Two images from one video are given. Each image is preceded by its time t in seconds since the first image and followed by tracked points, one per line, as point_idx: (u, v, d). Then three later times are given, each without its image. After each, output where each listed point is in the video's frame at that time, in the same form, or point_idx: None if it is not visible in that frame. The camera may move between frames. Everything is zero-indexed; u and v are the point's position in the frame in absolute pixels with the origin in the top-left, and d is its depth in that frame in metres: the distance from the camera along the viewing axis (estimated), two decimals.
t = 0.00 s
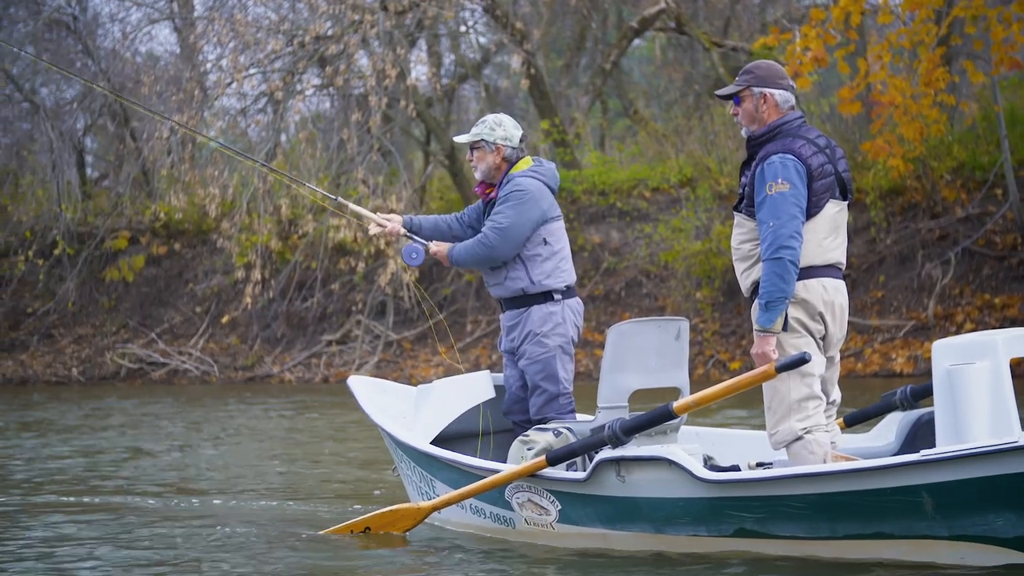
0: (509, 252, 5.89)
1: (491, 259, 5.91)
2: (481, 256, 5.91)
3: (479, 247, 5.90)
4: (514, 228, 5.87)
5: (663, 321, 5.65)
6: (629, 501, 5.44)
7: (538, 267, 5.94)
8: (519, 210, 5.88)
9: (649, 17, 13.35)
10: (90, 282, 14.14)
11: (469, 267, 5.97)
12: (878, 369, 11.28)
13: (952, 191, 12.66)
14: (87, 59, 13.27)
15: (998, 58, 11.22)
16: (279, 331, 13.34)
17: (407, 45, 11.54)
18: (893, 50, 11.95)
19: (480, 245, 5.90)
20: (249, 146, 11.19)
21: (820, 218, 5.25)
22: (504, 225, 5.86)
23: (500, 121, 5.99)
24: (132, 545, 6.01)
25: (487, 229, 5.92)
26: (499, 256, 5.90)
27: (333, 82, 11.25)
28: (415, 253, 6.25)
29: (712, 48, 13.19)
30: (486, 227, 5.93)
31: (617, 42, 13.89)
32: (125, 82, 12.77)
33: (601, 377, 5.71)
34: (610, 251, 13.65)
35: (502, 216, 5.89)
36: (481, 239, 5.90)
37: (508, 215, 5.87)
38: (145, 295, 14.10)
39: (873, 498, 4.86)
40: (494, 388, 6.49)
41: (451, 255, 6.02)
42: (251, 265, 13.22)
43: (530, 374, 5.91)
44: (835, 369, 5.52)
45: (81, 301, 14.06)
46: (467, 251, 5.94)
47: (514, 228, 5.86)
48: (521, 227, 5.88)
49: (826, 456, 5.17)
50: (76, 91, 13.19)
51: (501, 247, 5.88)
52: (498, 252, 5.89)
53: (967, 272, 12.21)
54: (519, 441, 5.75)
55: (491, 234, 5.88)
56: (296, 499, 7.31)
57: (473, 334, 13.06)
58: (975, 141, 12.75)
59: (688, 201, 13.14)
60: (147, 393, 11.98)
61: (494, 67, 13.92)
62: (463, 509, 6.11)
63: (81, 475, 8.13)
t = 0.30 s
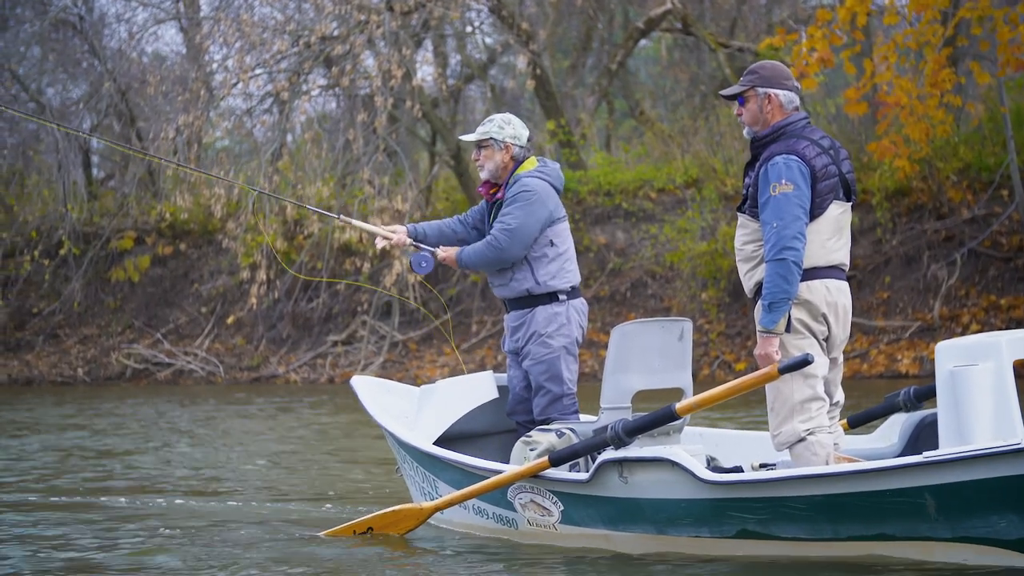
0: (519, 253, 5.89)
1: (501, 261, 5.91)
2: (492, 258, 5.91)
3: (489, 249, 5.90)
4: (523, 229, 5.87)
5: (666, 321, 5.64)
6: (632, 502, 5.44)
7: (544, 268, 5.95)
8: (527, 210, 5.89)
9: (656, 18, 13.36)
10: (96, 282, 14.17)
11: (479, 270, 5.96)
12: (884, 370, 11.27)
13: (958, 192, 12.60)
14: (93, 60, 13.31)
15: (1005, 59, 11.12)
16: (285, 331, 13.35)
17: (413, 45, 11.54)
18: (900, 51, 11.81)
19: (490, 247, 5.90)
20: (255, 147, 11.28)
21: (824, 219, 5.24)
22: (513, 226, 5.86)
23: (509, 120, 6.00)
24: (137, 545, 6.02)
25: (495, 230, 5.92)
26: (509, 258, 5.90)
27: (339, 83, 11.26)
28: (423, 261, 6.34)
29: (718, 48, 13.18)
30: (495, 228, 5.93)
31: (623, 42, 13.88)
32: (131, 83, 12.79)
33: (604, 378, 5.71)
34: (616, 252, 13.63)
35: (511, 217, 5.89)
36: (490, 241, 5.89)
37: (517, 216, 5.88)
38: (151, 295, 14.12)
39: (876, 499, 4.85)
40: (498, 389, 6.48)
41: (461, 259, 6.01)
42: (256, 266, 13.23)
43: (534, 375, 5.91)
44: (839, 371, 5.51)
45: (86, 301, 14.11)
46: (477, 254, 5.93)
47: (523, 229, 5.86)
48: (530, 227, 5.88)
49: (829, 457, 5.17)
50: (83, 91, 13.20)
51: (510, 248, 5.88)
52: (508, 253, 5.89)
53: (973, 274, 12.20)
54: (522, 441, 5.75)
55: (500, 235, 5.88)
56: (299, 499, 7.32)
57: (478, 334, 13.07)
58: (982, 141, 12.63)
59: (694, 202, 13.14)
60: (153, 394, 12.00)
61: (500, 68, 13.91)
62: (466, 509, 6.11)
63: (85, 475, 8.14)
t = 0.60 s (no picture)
0: (522, 255, 5.88)
1: (505, 263, 5.89)
2: (496, 261, 5.89)
3: (493, 252, 5.88)
4: (525, 231, 5.86)
5: (664, 322, 5.64)
6: (629, 503, 5.43)
7: (544, 269, 5.95)
8: (529, 212, 5.88)
9: (657, 19, 13.36)
10: (96, 283, 14.17)
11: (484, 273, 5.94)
12: (884, 371, 11.25)
13: (959, 194, 12.61)
14: (94, 60, 13.31)
15: (1006, 61, 11.14)
16: (285, 332, 13.36)
17: (414, 46, 11.54)
18: (900, 53, 11.85)
19: (494, 250, 5.89)
20: (256, 146, 11.31)
21: (822, 221, 5.24)
22: (516, 228, 5.85)
23: (513, 120, 6.00)
24: (134, 544, 6.02)
25: (497, 232, 5.90)
26: (513, 260, 5.88)
27: (340, 83, 11.27)
28: (427, 270, 6.27)
29: (719, 49, 13.19)
30: (497, 230, 5.91)
31: (624, 43, 13.90)
32: (132, 83, 12.80)
33: (602, 378, 5.71)
34: (616, 253, 13.64)
35: (513, 219, 5.88)
36: (493, 243, 5.87)
37: (520, 218, 5.87)
38: (151, 295, 14.11)
39: (872, 501, 4.85)
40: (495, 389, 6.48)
41: (464, 264, 5.99)
42: (257, 266, 13.22)
43: (532, 376, 5.91)
44: (836, 372, 5.51)
45: (86, 301, 14.11)
46: (481, 258, 5.92)
47: (525, 230, 5.85)
48: (532, 229, 5.87)
49: (826, 459, 5.16)
50: (84, 91, 13.19)
51: (514, 250, 5.86)
52: (511, 255, 5.87)
53: (973, 276, 12.18)
54: (519, 441, 5.75)
55: (504, 237, 5.87)
56: (296, 499, 7.31)
57: (479, 335, 13.07)
58: (983, 143, 12.66)
59: (694, 203, 13.13)
60: (153, 394, 12.00)
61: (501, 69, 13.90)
62: (463, 510, 6.10)
63: (84, 475, 8.14)
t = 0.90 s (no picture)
0: (514, 256, 5.85)
1: (497, 265, 5.85)
2: (489, 263, 5.85)
3: (486, 253, 5.85)
4: (517, 232, 5.84)
5: (653, 323, 5.64)
6: (616, 505, 5.43)
7: (534, 271, 5.93)
8: (521, 213, 5.86)
9: (650, 20, 13.42)
10: (88, 285, 14.14)
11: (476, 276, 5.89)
12: (876, 373, 11.25)
13: (951, 196, 12.60)
14: (86, 61, 13.27)
15: (998, 62, 11.22)
16: (277, 334, 13.36)
17: (406, 48, 11.52)
18: (892, 54, 11.86)
19: (486, 252, 5.85)
20: (248, 148, 11.31)
21: (811, 222, 5.23)
22: (509, 228, 5.83)
23: (506, 121, 6.00)
24: (123, 548, 6.00)
25: (490, 234, 5.87)
26: (505, 261, 5.85)
27: (332, 85, 11.26)
28: (428, 282, 6.22)
29: (712, 51, 13.21)
30: (489, 232, 5.88)
31: (617, 45, 13.93)
32: (125, 85, 12.81)
33: (590, 380, 5.70)
34: (609, 255, 13.67)
35: (505, 220, 5.85)
36: (485, 245, 5.84)
37: (512, 218, 5.84)
38: (144, 297, 14.10)
39: (859, 503, 4.85)
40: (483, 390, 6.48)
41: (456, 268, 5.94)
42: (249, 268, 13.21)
43: (522, 377, 5.90)
44: (824, 374, 5.51)
45: (78, 303, 14.09)
46: (473, 260, 5.87)
47: (518, 232, 5.83)
48: (525, 230, 5.85)
49: (814, 461, 5.16)
50: (77, 93, 13.16)
51: (506, 251, 5.83)
52: (503, 256, 5.84)
53: (966, 277, 12.15)
54: (507, 444, 5.74)
55: (496, 238, 5.83)
56: (285, 502, 7.31)
57: (471, 337, 13.06)
58: (975, 145, 12.69)
59: (686, 206, 13.13)
60: (144, 396, 11.98)
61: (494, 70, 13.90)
62: (451, 512, 6.10)
63: (73, 477, 8.13)
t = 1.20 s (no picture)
0: (513, 259, 5.82)
1: (496, 270, 5.81)
2: (491, 269, 5.80)
3: (486, 259, 5.80)
4: (513, 235, 5.81)
5: (637, 324, 5.64)
6: (602, 506, 5.42)
7: (525, 273, 5.92)
8: (515, 216, 5.83)
9: (638, 21, 13.46)
10: (77, 286, 14.15)
11: (480, 284, 5.83)
12: (864, 374, 11.27)
13: (939, 197, 12.63)
14: (75, 62, 13.24)
15: (986, 64, 11.25)
16: (266, 335, 13.35)
17: (394, 49, 11.50)
18: (880, 55, 11.86)
19: (486, 257, 5.80)
20: (237, 149, 11.30)
21: (796, 223, 5.24)
22: (507, 232, 5.80)
23: (493, 122, 5.99)
24: (107, 551, 5.98)
25: (486, 238, 5.82)
26: (505, 265, 5.81)
27: (321, 85, 11.25)
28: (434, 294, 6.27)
29: (701, 52, 13.23)
30: (485, 237, 5.83)
31: (605, 46, 13.96)
32: (113, 86, 12.81)
33: (575, 380, 5.70)
34: (598, 255, 13.70)
35: (500, 223, 5.82)
36: (484, 250, 5.80)
37: (507, 221, 5.81)
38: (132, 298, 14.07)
39: (844, 503, 4.85)
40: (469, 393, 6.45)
41: (458, 280, 5.87)
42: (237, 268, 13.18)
43: (506, 379, 5.90)
44: (809, 375, 5.50)
45: (67, 304, 14.12)
46: (474, 268, 5.82)
47: (514, 234, 5.80)
48: (519, 233, 5.82)
49: (798, 461, 5.16)
50: (65, 93, 13.13)
51: (506, 254, 5.80)
52: (503, 260, 5.80)
53: (953, 278, 12.18)
54: (492, 445, 5.74)
55: (495, 242, 5.79)
56: (270, 503, 7.29)
57: (460, 338, 13.06)
58: (963, 146, 12.73)
59: (675, 206, 13.14)
60: (133, 397, 11.97)
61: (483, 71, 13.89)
62: (436, 513, 6.09)
63: (59, 479, 8.11)
